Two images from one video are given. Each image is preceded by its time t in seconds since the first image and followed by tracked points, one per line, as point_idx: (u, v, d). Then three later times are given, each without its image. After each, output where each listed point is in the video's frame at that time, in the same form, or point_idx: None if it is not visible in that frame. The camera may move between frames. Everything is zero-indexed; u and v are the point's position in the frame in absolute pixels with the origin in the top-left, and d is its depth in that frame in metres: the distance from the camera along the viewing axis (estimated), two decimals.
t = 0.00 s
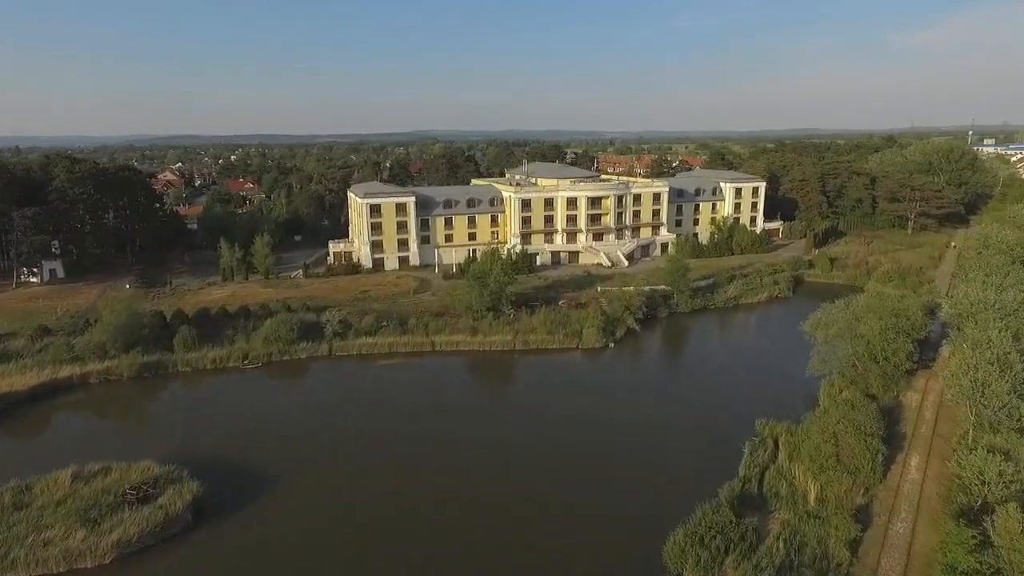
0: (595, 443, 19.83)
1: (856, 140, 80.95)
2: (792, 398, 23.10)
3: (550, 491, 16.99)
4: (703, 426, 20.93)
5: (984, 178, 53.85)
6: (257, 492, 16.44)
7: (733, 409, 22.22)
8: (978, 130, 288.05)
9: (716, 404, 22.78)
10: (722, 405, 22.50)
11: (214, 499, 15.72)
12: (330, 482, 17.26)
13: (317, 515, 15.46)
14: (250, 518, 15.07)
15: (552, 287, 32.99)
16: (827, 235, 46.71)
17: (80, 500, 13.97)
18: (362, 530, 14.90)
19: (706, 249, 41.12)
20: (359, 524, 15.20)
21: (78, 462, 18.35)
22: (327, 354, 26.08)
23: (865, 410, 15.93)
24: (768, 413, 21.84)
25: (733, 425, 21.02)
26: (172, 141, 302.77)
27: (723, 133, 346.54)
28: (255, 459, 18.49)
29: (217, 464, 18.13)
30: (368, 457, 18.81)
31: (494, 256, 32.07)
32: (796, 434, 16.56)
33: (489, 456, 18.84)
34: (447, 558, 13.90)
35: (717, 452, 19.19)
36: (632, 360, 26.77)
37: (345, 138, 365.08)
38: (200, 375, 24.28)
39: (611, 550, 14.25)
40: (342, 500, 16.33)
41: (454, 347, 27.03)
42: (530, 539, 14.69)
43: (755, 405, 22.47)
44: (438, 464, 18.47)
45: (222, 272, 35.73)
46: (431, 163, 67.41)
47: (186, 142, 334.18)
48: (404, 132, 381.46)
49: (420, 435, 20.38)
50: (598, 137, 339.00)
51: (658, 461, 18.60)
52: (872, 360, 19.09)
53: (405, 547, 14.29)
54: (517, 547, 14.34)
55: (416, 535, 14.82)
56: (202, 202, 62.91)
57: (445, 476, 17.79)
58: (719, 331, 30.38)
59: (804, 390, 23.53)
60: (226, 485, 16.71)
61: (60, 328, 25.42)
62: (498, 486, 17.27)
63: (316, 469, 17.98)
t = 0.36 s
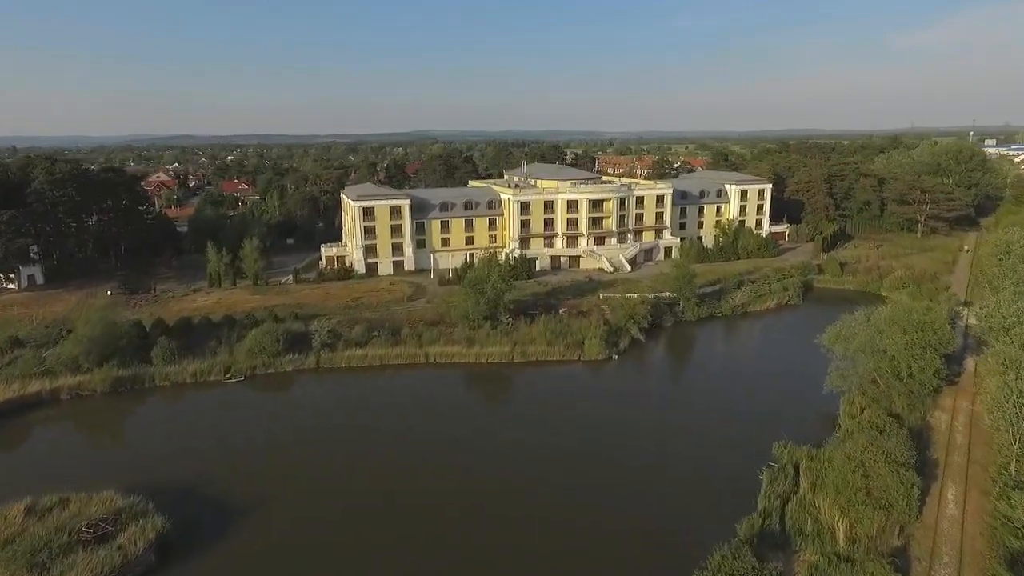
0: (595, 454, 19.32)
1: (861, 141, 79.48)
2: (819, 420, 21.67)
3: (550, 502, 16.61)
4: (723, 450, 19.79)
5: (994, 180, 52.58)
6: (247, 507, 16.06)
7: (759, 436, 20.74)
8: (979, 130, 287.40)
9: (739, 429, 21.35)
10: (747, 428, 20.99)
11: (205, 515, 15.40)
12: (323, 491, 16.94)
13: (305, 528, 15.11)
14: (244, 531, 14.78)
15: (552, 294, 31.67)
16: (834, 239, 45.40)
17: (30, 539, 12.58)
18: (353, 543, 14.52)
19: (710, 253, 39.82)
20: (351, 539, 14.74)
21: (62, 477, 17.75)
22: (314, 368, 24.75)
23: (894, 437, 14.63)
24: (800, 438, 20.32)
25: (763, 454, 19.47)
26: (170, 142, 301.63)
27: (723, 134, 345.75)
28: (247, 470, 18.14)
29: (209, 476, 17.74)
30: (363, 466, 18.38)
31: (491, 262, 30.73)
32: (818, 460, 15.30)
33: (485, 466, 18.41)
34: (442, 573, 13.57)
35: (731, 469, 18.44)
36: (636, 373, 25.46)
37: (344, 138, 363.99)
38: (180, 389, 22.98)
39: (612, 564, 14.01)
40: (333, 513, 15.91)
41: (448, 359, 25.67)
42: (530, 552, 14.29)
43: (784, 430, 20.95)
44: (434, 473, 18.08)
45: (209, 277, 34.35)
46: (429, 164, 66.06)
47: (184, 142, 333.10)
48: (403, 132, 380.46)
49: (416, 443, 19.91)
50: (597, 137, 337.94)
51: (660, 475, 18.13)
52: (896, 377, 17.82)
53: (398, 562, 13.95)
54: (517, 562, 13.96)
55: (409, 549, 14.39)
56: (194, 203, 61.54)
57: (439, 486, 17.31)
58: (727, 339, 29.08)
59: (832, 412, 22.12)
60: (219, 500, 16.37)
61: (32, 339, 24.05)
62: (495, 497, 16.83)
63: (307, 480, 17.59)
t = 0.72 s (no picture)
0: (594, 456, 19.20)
1: (866, 141, 77.99)
2: (840, 432, 20.50)
3: (547, 505, 16.63)
4: (733, 463, 18.84)
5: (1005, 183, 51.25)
6: (245, 513, 16.15)
7: (773, 450, 19.66)
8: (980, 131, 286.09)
9: (753, 441, 20.25)
10: (760, 442, 19.89)
11: (206, 524, 15.64)
12: (321, 493, 17.21)
13: (304, 532, 15.41)
14: (246, 537, 15.11)
15: (552, 301, 30.33)
16: (842, 242, 44.09)
17: None
18: (350, 547, 14.76)
19: (715, 258, 38.50)
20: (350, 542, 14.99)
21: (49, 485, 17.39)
22: (301, 381, 23.41)
23: (930, 466, 13.50)
24: (819, 452, 19.23)
25: (778, 469, 18.45)
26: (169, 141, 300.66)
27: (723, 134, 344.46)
28: (244, 474, 18.13)
29: (205, 480, 17.72)
30: (361, 467, 18.52)
31: (489, 268, 29.38)
32: (844, 490, 14.20)
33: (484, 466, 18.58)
34: None
35: (735, 476, 18.00)
36: (641, 386, 24.13)
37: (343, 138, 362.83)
38: (157, 404, 21.68)
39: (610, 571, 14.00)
40: (329, 523, 15.87)
41: (443, 372, 24.34)
42: (528, 553, 14.52)
43: (802, 443, 19.83)
44: (428, 489, 17.44)
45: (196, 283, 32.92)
46: (426, 164, 64.61)
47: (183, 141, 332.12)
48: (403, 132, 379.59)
49: (410, 458, 19.09)
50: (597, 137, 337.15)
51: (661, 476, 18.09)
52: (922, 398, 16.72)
53: (396, 568, 14.13)
54: (516, 563, 14.18)
55: (406, 552, 14.64)
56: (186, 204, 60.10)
57: (436, 490, 17.36)
58: (735, 349, 27.81)
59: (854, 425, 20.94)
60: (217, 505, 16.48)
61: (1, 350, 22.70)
62: (491, 501, 16.81)
63: (305, 482, 17.74)
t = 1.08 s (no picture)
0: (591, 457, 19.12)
1: (871, 141, 76.65)
2: (849, 443, 19.92)
3: (546, 506, 16.60)
4: (751, 487, 17.50)
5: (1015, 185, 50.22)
6: (243, 516, 16.15)
7: (792, 472, 18.34)
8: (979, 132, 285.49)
9: (758, 449, 19.75)
10: (777, 465, 18.60)
11: (179, 561, 14.35)
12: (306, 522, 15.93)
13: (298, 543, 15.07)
14: (233, 559, 14.48)
15: (553, 308, 29.04)
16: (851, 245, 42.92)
17: None
18: (345, 557, 14.59)
19: (721, 263, 37.30)
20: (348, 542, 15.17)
21: (39, 495, 17.06)
22: (286, 397, 22.09)
23: (972, 498, 12.23)
24: (825, 462, 18.76)
25: (782, 480, 17.95)
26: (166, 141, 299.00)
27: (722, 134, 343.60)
28: (231, 490, 17.35)
29: (181, 509, 16.41)
30: (357, 473, 18.26)
31: (487, 274, 28.07)
32: (874, 524, 12.93)
33: (482, 461, 18.65)
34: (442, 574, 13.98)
35: (752, 504, 16.71)
36: (648, 400, 22.82)
37: (341, 138, 361.27)
38: (134, 422, 20.34)
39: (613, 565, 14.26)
40: (314, 557, 14.57)
41: (438, 386, 22.99)
42: (528, 553, 14.63)
43: (808, 453, 19.34)
44: (422, 518, 16.14)
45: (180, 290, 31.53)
46: (423, 165, 63.34)
47: (180, 141, 330.55)
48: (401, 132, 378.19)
49: (403, 482, 17.78)
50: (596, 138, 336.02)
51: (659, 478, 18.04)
52: (951, 420, 15.44)
53: (396, 565, 14.27)
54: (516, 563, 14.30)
55: (405, 552, 14.74)
56: (177, 206, 58.66)
57: (435, 491, 17.33)
58: (745, 359, 26.49)
59: (863, 435, 20.35)
60: (215, 509, 16.49)
61: None
62: (490, 501, 16.76)
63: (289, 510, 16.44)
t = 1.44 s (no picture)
0: (593, 468, 18.30)
1: (875, 142, 75.27)
2: (863, 456, 18.98)
3: (546, 527, 15.72)
4: (767, 512, 16.28)
5: None
6: (226, 537, 15.27)
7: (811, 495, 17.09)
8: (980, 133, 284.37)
9: (768, 456, 19.11)
10: (794, 487, 17.38)
11: None
12: (288, 552, 14.70)
13: None
14: None
15: (554, 316, 27.80)
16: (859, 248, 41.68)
17: None
18: None
19: (727, 267, 36.06)
20: (343, 548, 14.86)
21: (14, 512, 16.28)
22: (270, 413, 20.79)
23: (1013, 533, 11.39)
24: (828, 465, 18.54)
25: (785, 483, 17.65)
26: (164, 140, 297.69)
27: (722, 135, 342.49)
28: (209, 516, 16.10)
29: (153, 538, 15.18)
30: (345, 495, 17.01)
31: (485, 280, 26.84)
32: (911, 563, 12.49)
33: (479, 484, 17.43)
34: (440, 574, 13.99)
35: (770, 532, 15.47)
36: (654, 415, 21.56)
37: (340, 138, 360.08)
38: (108, 441, 19.07)
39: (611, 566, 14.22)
40: None
41: (432, 401, 21.66)
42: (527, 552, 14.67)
43: (813, 456, 18.96)
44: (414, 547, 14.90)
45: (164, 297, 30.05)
46: (420, 166, 62.03)
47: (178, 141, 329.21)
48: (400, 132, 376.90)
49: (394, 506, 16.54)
50: (596, 138, 334.85)
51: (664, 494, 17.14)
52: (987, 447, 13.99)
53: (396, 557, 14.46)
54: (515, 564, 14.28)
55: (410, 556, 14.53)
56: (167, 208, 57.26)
57: (426, 507, 16.65)
58: (756, 370, 25.23)
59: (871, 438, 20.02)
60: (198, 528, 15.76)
61: None
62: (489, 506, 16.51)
63: (271, 539, 15.20)
